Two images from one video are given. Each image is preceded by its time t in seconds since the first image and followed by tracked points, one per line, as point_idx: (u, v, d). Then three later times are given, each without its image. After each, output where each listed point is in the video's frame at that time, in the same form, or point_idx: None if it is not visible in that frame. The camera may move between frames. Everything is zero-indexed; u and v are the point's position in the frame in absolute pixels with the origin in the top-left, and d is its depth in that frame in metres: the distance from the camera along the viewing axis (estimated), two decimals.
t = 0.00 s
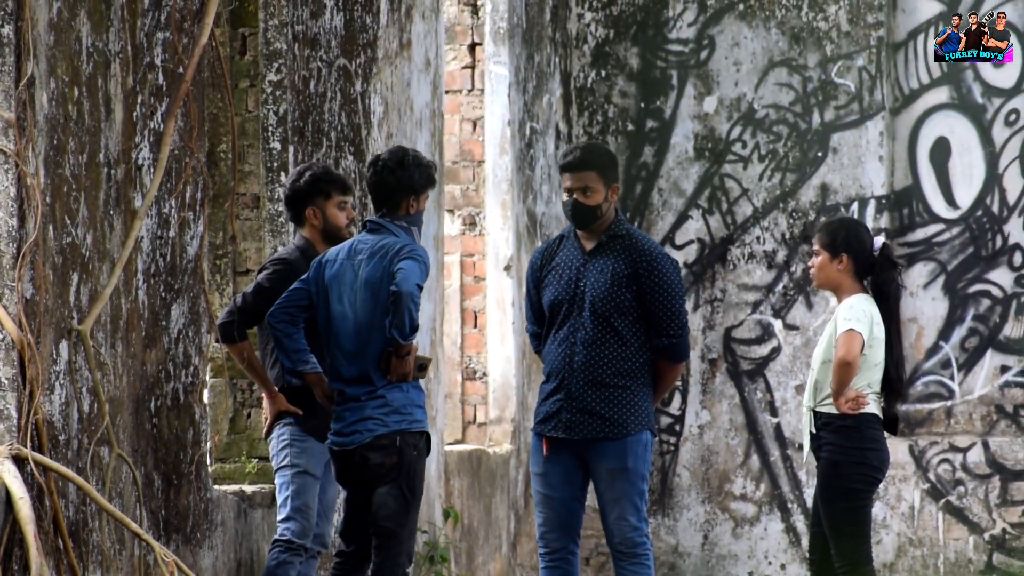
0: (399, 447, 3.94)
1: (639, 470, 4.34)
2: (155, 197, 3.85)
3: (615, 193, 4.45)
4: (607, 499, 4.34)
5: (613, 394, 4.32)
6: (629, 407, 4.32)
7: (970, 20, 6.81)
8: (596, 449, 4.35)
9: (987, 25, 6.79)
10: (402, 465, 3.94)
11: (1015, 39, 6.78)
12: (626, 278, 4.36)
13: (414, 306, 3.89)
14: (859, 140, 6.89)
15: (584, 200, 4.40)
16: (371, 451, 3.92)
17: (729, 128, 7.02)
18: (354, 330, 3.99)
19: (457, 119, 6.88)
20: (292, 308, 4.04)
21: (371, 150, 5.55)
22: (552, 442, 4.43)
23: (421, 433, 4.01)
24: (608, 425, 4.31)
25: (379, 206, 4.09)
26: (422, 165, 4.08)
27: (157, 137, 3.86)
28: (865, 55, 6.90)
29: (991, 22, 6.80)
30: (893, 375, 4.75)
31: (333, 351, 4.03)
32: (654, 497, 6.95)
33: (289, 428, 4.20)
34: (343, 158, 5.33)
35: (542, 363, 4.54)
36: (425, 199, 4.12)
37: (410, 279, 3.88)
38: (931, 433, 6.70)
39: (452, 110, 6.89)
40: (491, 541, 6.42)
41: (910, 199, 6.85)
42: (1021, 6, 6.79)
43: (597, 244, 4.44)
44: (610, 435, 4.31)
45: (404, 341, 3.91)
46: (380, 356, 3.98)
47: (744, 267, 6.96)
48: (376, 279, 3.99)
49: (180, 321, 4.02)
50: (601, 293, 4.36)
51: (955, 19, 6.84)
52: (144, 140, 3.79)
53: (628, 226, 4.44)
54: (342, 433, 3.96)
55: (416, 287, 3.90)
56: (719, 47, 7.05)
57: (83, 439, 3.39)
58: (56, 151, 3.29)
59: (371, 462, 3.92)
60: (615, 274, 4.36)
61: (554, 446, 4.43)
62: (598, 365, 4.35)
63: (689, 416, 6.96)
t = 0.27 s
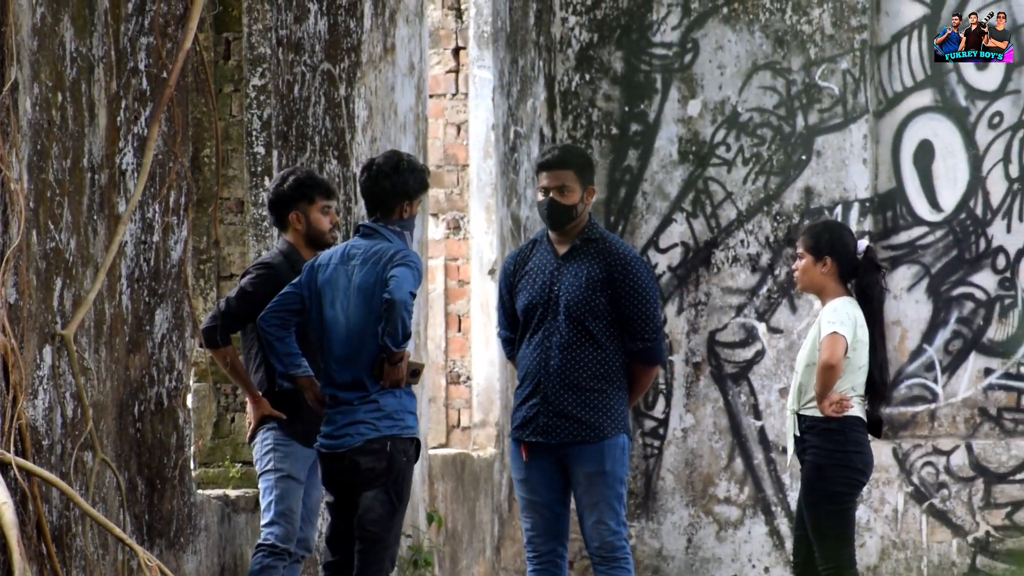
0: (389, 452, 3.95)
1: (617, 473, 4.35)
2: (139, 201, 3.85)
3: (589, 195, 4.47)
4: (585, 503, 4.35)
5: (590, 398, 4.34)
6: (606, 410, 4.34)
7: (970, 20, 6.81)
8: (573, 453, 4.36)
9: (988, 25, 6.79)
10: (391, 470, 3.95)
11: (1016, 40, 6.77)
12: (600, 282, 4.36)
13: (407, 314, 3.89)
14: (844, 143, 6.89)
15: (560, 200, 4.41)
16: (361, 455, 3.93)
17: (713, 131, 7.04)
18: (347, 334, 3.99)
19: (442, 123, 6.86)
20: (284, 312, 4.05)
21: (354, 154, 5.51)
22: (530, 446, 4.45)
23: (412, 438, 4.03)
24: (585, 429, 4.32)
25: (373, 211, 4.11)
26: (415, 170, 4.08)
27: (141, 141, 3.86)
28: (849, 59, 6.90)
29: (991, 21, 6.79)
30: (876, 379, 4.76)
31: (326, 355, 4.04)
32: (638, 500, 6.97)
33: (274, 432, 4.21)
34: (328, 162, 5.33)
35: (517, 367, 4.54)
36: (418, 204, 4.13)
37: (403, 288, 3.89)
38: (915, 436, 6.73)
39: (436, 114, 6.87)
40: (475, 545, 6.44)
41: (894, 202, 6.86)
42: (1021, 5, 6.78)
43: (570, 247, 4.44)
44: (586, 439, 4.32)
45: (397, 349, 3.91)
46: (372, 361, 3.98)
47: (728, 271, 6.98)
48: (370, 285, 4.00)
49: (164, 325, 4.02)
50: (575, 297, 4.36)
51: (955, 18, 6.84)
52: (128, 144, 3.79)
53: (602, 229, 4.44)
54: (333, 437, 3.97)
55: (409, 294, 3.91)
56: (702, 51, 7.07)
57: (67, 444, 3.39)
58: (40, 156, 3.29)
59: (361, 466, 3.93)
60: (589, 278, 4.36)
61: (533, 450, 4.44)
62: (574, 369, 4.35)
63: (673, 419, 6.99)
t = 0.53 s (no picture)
0: (376, 452, 3.95)
1: (602, 472, 4.37)
2: (124, 203, 3.85)
3: (574, 194, 4.51)
4: (570, 503, 4.37)
5: (575, 396, 4.35)
6: (590, 408, 4.36)
7: (970, 20, 6.78)
8: (559, 452, 4.37)
9: (987, 25, 6.76)
10: (378, 470, 3.95)
11: (1016, 40, 6.74)
12: (584, 280, 4.37)
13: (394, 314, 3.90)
14: (829, 142, 6.90)
15: (546, 198, 4.43)
16: (347, 455, 3.94)
17: (698, 131, 7.06)
18: (334, 335, 4.00)
19: (426, 123, 6.90)
20: (273, 313, 4.05)
21: (339, 156, 5.47)
22: (515, 445, 4.46)
23: (399, 438, 4.03)
24: (570, 427, 4.34)
25: (360, 212, 4.11)
26: (401, 169, 4.08)
27: (126, 142, 3.86)
28: (833, 57, 6.91)
29: (990, 22, 6.76)
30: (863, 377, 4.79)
31: (314, 356, 4.05)
32: (626, 499, 6.99)
33: (260, 432, 4.21)
34: (313, 163, 5.33)
35: (500, 365, 4.55)
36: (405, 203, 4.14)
37: (390, 288, 3.89)
38: (902, 434, 6.74)
39: (422, 114, 6.91)
40: (463, 545, 6.45)
41: (879, 201, 6.88)
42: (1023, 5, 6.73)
43: (554, 246, 4.45)
44: (571, 438, 4.34)
45: (384, 349, 3.91)
46: (359, 362, 3.99)
47: (714, 270, 6.99)
48: (357, 285, 4.00)
49: (150, 326, 4.03)
50: (559, 296, 4.37)
51: (955, 18, 6.82)
52: (114, 145, 3.79)
53: (585, 228, 4.46)
54: (321, 437, 3.98)
55: (396, 294, 3.91)
56: (687, 51, 7.09)
57: (53, 445, 3.39)
58: (24, 157, 3.29)
59: (347, 466, 3.94)
60: (573, 277, 4.37)
61: (517, 448, 4.45)
62: (559, 367, 4.36)
63: (660, 418, 7.01)
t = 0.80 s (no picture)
0: (369, 448, 3.96)
1: (596, 468, 4.38)
2: (117, 198, 3.85)
3: (567, 190, 4.53)
4: (564, 499, 4.37)
5: (569, 392, 4.36)
6: (585, 404, 4.37)
7: (970, 20, 6.80)
8: (553, 448, 4.38)
9: (987, 24, 6.77)
10: (370, 466, 3.95)
11: (1015, 40, 6.76)
12: (579, 276, 4.38)
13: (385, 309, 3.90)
14: (822, 139, 6.92)
15: (540, 194, 4.43)
16: (340, 451, 3.94)
17: (692, 127, 7.06)
18: (326, 331, 4.00)
19: (420, 119, 6.90)
20: (266, 310, 4.06)
21: (332, 151, 5.55)
22: (509, 441, 4.46)
23: (391, 434, 4.03)
24: (565, 423, 4.35)
25: (352, 208, 4.12)
26: (392, 165, 4.08)
27: (119, 138, 3.86)
28: (826, 55, 6.93)
29: (991, 21, 6.77)
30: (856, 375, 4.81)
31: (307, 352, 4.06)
32: (619, 497, 6.97)
33: (253, 429, 4.20)
34: (306, 159, 5.34)
35: (493, 361, 4.55)
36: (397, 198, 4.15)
37: (380, 284, 3.90)
38: (894, 432, 6.72)
39: (415, 110, 6.90)
40: (456, 541, 6.45)
41: (872, 198, 6.87)
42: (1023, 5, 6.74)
43: (548, 242, 4.45)
44: (566, 434, 4.35)
45: (375, 345, 3.92)
46: (351, 358, 3.99)
47: (707, 267, 7.01)
48: (348, 281, 4.01)
49: (143, 322, 4.02)
50: (554, 292, 4.37)
51: (955, 18, 6.84)
52: (107, 141, 3.79)
53: (578, 224, 4.47)
54: (314, 433, 3.98)
55: (386, 290, 3.92)
56: (680, 48, 7.09)
57: (46, 441, 3.39)
58: (17, 153, 3.28)
59: (340, 462, 3.94)
60: (568, 272, 4.38)
61: (511, 445, 4.46)
62: (554, 363, 4.37)
63: (653, 415, 7.00)
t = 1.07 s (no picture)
0: (362, 444, 3.96)
1: (592, 463, 4.38)
2: (111, 195, 3.85)
3: (562, 186, 4.52)
4: (560, 495, 4.37)
5: (565, 387, 4.36)
6: (580, 399, 4.37)
7: (970, 20, 6.76)
8: (549, 444, 4.38)
9: (988, 25, 6.73)
10: (364, 462, 3.96)
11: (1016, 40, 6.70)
12: (573, 271, 4.38)
13: (377, 305, 3.89)
14: (816, 136, 6.91)
15: (534, 189, 4.44)
16: (333, 447, 3.94)
17: (686, 124, 7.07)
18: (319, 328, 4.00)
19: (414, 116, 6.90)
20: (258, 307, 4.05)
21: (326, 147, 5.54)
22: (505, 436, 4.47)
23: (384, 431, 4.04)
24: (561, 418, 4.35)
25: (344, 204, 4.13)
26: (383, 160, 4.08)
27: (113, 134, 3.87)
28: (820, 51, 6.92)
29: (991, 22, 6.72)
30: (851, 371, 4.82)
31: (301, 349, 4.06)
32: (613, 492, 6.98)
33: (247, 425, 4.21)
34: (300, 155, 5.34)
35: (489, 357, 4.55)
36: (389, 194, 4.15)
37: (373, 280, 3.89)
38: (888, 428, 6.74)
39: (409, 106, 6.91)
40: (449, 537, 6.45)
41: (866, 194, 6.88)
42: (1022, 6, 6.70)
43: (542, 238, 4.46)
44: (562, 428, 4.35)
45: (367, 341, 3.91)
46: (344, 355, 3.99)
47: (702, 263, 7.00)
48: (341, 278, 4.01)
49: (137, 318, 4.03)
50: (549, 287, 4.37)
51: (955, 18, 6.80)
52: (100, 137, 3.79)
53: (573, 220, 4.48)
54: (308, 429, 3.98)
55: (379, 286, 3.90)
56: (674, 44, 7.09)
57: (40, 438, 3.39)
58: (11, 149, 3.27)
59: (333, 457, 3.94)
60: (562, 267, 4.38)
61: (507, 440, 4.46)
62: (549, 358, 4.37)
63: (647, 411, 7.02)
